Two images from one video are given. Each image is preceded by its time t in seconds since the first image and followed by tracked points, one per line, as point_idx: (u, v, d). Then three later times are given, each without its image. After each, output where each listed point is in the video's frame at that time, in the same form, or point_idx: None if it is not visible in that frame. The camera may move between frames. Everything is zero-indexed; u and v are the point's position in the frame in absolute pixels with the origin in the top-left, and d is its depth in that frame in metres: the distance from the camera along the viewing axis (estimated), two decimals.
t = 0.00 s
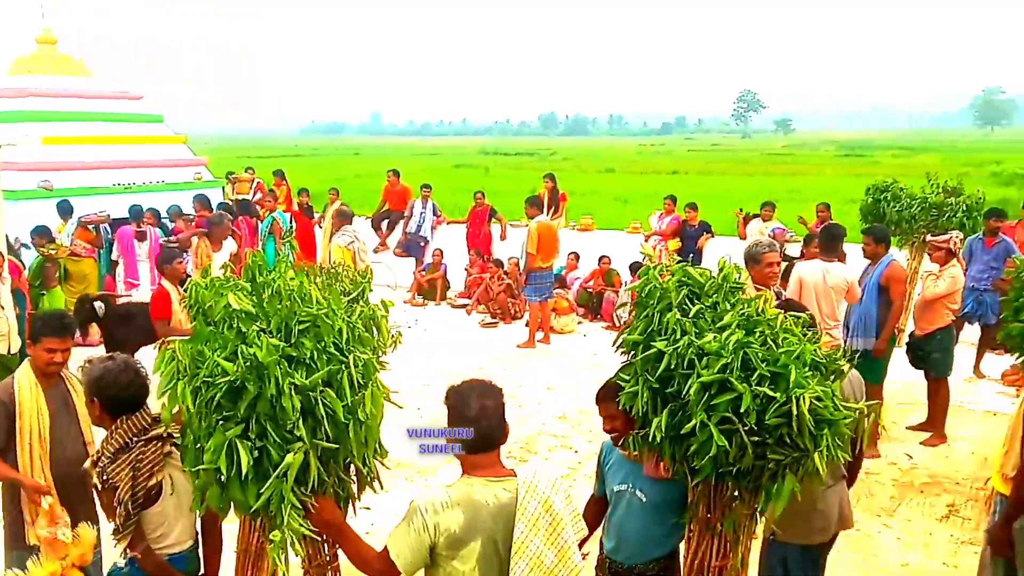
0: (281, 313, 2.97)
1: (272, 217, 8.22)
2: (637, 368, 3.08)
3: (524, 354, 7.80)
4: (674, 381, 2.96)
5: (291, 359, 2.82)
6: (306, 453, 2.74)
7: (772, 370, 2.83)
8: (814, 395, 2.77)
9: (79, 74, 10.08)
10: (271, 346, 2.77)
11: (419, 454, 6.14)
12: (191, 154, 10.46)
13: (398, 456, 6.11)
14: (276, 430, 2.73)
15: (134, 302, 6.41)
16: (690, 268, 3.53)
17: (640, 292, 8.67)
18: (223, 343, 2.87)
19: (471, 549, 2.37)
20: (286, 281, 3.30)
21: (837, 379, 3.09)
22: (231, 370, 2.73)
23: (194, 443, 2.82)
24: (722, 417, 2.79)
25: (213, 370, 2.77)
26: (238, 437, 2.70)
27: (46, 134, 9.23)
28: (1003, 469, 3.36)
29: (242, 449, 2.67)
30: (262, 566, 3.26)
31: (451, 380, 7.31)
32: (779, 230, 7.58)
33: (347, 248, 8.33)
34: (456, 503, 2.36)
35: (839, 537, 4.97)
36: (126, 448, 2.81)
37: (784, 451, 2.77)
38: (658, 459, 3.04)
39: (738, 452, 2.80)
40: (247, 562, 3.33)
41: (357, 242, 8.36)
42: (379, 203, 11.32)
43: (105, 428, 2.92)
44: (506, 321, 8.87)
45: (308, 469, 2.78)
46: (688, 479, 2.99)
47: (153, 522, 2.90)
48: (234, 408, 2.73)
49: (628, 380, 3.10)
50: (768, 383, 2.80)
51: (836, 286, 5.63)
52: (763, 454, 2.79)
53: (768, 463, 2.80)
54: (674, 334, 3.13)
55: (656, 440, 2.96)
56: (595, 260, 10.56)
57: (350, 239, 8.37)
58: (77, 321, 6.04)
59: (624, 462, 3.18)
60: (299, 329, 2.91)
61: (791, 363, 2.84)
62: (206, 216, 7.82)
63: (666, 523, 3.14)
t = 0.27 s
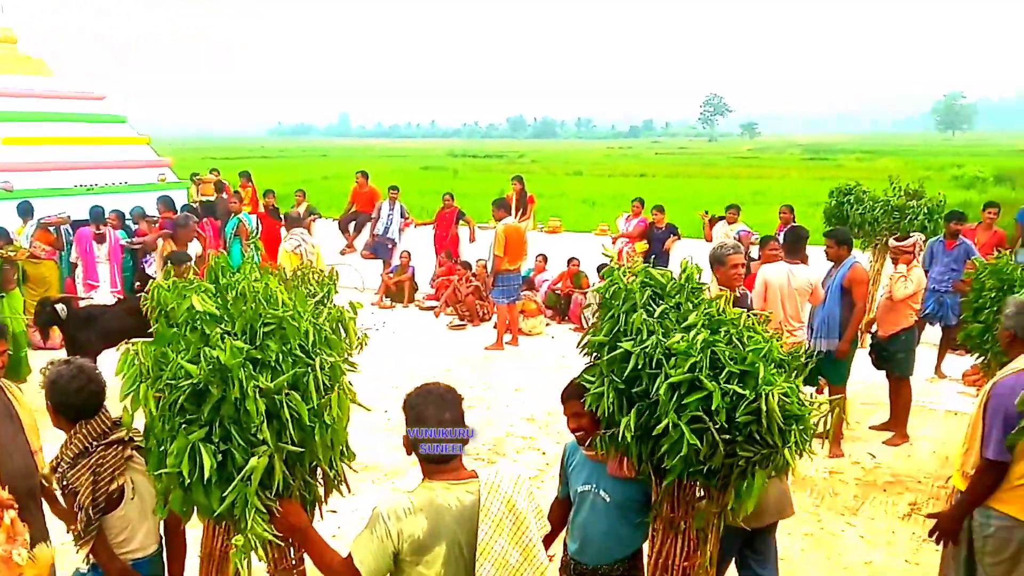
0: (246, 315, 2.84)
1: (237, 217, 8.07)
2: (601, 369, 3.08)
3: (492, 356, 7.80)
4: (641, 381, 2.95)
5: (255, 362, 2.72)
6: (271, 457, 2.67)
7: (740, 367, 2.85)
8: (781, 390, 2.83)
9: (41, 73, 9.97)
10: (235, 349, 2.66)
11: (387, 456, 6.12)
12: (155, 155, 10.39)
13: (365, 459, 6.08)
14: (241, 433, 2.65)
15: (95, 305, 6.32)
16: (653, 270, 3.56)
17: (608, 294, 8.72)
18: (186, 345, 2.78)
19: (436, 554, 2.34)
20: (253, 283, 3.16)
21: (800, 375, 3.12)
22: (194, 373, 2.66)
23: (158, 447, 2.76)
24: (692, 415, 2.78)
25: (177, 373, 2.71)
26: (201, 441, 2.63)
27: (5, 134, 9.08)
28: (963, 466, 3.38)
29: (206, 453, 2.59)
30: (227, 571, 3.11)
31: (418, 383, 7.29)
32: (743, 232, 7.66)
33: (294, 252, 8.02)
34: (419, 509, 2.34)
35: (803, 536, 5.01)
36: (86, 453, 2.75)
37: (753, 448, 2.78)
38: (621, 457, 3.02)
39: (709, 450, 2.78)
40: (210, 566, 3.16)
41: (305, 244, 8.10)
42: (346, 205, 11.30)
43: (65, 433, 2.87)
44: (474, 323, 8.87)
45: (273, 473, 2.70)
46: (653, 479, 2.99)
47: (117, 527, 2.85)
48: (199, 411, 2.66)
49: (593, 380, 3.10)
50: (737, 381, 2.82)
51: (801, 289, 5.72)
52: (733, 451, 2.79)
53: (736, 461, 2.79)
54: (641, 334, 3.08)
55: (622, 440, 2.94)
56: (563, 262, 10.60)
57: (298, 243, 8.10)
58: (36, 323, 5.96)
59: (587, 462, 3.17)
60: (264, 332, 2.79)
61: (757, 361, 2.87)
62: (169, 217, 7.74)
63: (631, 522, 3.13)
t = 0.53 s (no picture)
0: (224, 316, 2.78)
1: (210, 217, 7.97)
2: (574, 369, 3.07)
3: (467, 357, 7.80)
4: (613, 380, 2.96)
5: (233, 363, 2.67)
6: (249, 460, 2.63)
7: (711, 366, 2.86)
8: (752, 388, 2.82)
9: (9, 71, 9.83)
10: (214, 350, 2.62)
11: (362, 459, 6.09)
12: (125, 155, 10.29)
13: (341, 461, 6.05)
14: (219, 436, 2.60)
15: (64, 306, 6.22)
16: (624, 269, 3.56)
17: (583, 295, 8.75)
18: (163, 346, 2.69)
19: (410, 559, 2.33)
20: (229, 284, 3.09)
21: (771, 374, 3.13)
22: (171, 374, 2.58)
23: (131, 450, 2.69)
24: (665, 414, 2.79)
25: (153, 374, 2.61)
26: (178, 443, 2.57)
27: None
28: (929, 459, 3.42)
29: (183, 456, 2.54)
30: None
31: (393, 384, 7.26)
32: (717, 233, 7.71)
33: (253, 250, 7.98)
34: (391, 515, 2.33)
35: (777, 535, 5.04)
36: (53, 458, 2.69)
37: (726, 446, 2.78)
38: (594, 458, 3.00)
39: (681, 448, 2.80)
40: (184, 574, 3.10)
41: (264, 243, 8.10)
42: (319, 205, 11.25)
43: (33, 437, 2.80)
44: (449, 324, 8.87)
45: (250, 476, 2.67)
46: (627, 478, 2.99)
47: (86, 532, 2.78)
48: (176, 414, 2.59)
49: (566, 380, 3.11)
50: (708, 379, 2.83)
51: (774, 290, 5.77)
52: (705, 450, 2.79)
53: (710, 458, 2.80)
54: (613, 334, 3.07)
55: (595, 440, 2.93)
56: (538, 263, 10.63)
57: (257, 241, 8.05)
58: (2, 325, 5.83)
59: (559, 463, 3.11)
60: (243, 333, 2.73)
61: (729, 360, 2.88)
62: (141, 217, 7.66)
63: (607, 523, 3.10)
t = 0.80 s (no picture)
0: (212, 318, 2.76)
1: (193, 221, 7.93)
2: (558, 370, 3.06)
3: (452, 360, 7.80)
4: (597, 380, 2.95)
5: (221, 366, 2.65)
6: (237, 463, 2.61)
7: (694, 365, 2.86)
8: (734, 387, 2.83)
9: None
10: (201, 353, 2.60)
11: (348, 462, 6.08)
12: (107, 158, 10.23)
13: (326, 464, 6.03)
14: (206, 439, 2.58)
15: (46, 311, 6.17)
16: (607, 271, 3.58)
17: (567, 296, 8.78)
18: (152, 349, 2.68)
19: (395, 561, 2.32)
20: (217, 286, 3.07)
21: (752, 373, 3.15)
22: (159, 377, 2.56)
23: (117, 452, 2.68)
24: (649, 413, 2.78)
25: (141, 377, 2.59)
26: (165, 446, 2.55)
27: None
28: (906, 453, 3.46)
29: (170, 459, 2.52)
30: None
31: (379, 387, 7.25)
32: (701, 234, 7.75)
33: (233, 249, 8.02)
34: (375, 516, 2.32)
35: (761, 535, 5.07)
36: (40, 464, 2.67)
37: (709, 445, 2.79)
38: (580, 459, 3.00)
39: (665, 447, 2.79)
40: None
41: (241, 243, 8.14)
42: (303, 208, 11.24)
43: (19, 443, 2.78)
44: (434, 326, 8.88)
45: (237, 479, 2.65)
46: (610, 478, 2.98)
47: (72, 538, 2.77)
48: (163, 417, 2.58)
49: (549, 381, 3.09)
50: (691, 379, 2.83)
51: (757, 291, 5.80)
52: (689, 449, 2.80)
53: (693, 458, 2.81)
54: (596, 334, 3.08)
55: (579, 439, 2.92)
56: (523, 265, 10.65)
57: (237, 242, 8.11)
58: None
59: (544, 465, 3.11)
60: (230, 336, 2.72)
61: (711, 359, 2.89)
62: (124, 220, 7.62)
63: (592, 524, 3.11)
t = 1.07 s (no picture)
0: (195, 318, 2.75)
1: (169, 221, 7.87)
2: (550, 368, 2.97)
3: (433, 357, 7.79)
4: (590, 380, 2.88)
5: (204, 366, 2.63)
6: (219, 463, 2.58)
7: (688, 365, 2.82)
8: (728, 388, 2.81)
9: None
10: (183, 352, 2.59)
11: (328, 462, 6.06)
12: (81, 158, 10.15)
13: (309, 464, 6.01)
14: (188, 439, 2.56)
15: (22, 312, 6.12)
16: (600, 267, 3.42)
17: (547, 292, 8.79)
18: (134, 349, 2.68)
19: (376, 559, 2.32)
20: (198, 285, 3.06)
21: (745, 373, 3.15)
22: (141, 376, 2.55)
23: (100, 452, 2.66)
24: (643, 413, 2.73)
25: (122, 377, 2.58)
26: (147, 445, 2.53)
27: None
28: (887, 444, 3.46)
29: (152, 459, 2.50)
30: None
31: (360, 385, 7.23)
32: (680, 229, 7.78)
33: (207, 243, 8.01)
34: (356, 514, 2.32)
35: (742, 528, 5.10)
36: (16, 469, 2.62)
37: (701, 445, 2.77)
38: (568, 457, 3.00)
39: (659, 447, 2.75)
40: None
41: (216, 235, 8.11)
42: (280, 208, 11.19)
43: None
44: (415, 324, 8.87)
45: (220, 478, 2.62)
46: (600, 476, 2.96)
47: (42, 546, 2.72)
48: (145, 416, 2.56)
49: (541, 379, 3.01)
50: (685, 378, 2.79)
51: (734, 286, 5.74)
52: (682, 449, 2.78)
53: (685, 457, 2.79)
54: (589, 334, 2.99)
55: (573, 441, 2.87)
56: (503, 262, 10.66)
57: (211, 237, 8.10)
58: None
59: (533, 461, 3.15)
60: (213, 335, 2.70)
61: (706, 359, 2.84)
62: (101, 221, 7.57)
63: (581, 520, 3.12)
